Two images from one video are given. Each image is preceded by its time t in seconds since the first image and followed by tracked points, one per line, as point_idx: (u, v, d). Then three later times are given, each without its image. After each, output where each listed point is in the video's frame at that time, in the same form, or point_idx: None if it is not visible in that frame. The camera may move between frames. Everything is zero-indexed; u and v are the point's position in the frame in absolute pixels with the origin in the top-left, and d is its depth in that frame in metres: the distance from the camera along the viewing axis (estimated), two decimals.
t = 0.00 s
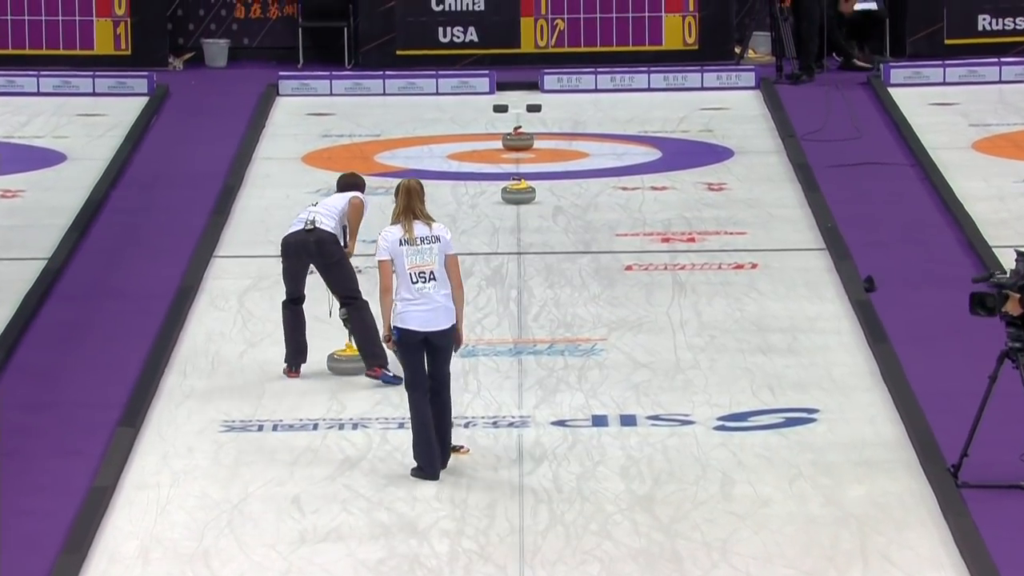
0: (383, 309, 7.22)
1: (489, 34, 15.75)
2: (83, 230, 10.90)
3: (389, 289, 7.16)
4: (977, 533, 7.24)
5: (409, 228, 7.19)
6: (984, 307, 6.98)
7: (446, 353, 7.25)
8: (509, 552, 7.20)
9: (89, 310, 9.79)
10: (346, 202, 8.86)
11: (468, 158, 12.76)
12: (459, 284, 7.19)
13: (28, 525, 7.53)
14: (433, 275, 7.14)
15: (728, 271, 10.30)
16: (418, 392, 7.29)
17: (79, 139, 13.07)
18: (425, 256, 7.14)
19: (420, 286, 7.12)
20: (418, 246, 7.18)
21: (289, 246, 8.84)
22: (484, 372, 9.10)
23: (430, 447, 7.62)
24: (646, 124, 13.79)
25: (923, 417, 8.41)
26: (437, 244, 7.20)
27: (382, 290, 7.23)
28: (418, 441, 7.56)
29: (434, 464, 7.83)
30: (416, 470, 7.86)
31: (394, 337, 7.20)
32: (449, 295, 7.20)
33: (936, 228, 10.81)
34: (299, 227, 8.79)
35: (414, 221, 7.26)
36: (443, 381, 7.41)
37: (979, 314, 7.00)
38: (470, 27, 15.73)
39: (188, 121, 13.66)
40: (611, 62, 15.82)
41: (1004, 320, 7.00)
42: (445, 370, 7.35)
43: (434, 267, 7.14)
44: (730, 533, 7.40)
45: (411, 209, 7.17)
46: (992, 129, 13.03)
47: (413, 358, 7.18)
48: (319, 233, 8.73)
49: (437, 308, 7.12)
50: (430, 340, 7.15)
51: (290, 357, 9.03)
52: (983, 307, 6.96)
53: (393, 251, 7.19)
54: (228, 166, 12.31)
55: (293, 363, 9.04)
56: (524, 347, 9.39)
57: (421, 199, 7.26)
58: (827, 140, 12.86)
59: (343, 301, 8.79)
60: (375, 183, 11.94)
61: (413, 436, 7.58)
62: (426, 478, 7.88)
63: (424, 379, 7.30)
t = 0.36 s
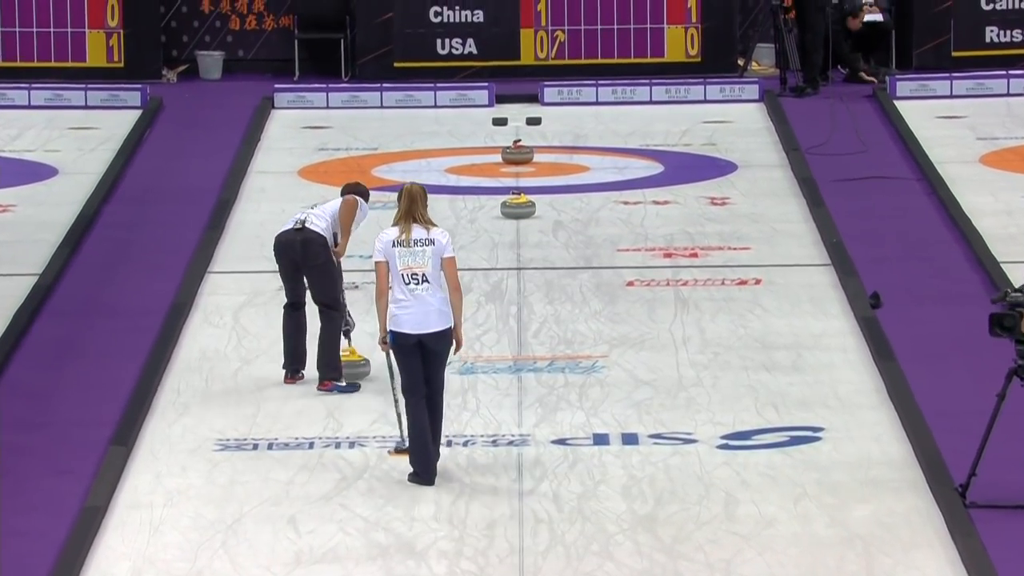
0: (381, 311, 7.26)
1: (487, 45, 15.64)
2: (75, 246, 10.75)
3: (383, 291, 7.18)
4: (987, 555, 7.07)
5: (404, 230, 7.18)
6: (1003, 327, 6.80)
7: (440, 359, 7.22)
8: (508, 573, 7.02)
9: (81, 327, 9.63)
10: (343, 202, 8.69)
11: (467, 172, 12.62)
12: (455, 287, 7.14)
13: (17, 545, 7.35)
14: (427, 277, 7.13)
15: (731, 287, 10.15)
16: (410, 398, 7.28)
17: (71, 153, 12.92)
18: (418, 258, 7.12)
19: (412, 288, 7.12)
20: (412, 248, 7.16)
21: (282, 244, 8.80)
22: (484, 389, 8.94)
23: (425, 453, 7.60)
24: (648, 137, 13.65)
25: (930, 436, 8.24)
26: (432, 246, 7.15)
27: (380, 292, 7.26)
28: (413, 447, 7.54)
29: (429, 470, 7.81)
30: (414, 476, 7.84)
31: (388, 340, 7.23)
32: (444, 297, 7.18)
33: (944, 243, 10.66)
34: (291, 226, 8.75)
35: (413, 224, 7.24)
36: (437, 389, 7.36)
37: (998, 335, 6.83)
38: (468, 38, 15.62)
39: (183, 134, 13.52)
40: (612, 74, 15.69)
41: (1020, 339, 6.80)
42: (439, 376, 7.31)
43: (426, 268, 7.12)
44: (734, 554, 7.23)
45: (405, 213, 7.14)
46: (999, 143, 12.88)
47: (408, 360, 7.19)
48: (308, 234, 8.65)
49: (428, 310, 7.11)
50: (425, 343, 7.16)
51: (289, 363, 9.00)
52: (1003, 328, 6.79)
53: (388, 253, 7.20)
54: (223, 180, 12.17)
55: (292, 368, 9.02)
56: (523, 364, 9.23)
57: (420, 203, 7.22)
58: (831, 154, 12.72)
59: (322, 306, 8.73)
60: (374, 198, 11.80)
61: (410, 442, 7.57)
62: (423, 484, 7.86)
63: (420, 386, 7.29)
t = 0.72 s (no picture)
0: (379, 313, 7.34)
1: (485, 56, 15.52)
2: (66, 261, 10.60)
3: (383, 292, 7.29)
4: None
5: (403, 232, 7.28)
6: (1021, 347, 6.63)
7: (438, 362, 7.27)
8: None
9: (73, 344, 9.48)
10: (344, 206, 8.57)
11: (465, 186, 12.48)
12: (455, 288, 7.21)
13: (7, 565, 7.18)
14: (426, 277, 7.21)
15: (734, 303, 10.00)
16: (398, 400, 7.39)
17: (62, 167, 12.77)
18: (418, 259, 7.21)
19: (411, 288, 7.20)
20: (411, 249, 7.25)
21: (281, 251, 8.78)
22: (482, 408, 8.78)
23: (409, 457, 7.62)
24: (649, 152, 13.51)
25: (936, 455, 8.09)
26: (432, 247, 7.26)
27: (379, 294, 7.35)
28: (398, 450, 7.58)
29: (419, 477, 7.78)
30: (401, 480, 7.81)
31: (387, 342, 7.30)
32: (442, 298, 7.27)
33: (951, 259, 10.51)
34: (290, 230, 8.73)
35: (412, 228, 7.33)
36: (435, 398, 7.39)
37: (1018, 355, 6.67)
38: (467, 50, 15.51)
39: (176, 148, 13.39)
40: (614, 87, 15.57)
41: None
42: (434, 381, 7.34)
43: (426, 269, 7.21)
44: None
45: (405, 215, 7.23)
46: (1006, 157, 12.74)
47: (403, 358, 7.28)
48: (307, 236, 8.60)
49: (425, 310, 7.19)
50: (421, 343, 7.23)
51: (295, 371, 9.01)
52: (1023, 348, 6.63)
53: (388, 255, 7.29)
54: (217, 195, 12.03)
55: (298, 375, 9.00)
56: (523, 382, 9.07)
57: (420, 206, 7.31)
58: (835, 168, 12.58)
59: (323, 308, 8.70)
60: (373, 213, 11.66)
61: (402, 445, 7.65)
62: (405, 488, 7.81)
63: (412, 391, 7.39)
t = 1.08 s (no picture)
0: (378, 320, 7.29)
1: (483, 68, 15.40)
2: (57, 277, 10.45)
3: (383, 298, 7.26)
4: None
5: (405, 239, 7.27)
6: None
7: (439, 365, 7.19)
8: None
9: (65, 361, 9.32)
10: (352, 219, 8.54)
11: (463, 201, 12.32)
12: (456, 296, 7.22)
13: None
14: (428, 284, 7.21)
15: (738, 319, 9.85)
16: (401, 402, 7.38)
17: (54, 181, 12.62)
18: (420, 266, 7.21)
19: (413, 295, 7.19)
20: (414, 256, 7.25)
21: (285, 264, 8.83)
22: (481, 427, 8.61)
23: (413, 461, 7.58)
24: (651, 165, 13.37)
25: (944, 475, 7.92)
26: (433, 254, 7.27)
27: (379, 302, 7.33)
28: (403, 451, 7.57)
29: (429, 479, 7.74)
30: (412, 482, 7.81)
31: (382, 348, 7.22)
32: (443, 306, 7.26)
33: (959, 275, 10.36)
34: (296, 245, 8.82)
35: (413, 234, 7.33)
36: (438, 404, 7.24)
37: None
38: (465, 62, 15.39)
39: (171, 162, 13.25)
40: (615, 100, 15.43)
41: None
42: (437, 387, 7.21)
43: (429, 276, 7.21)
44: None
45: (407, 222, 7.25)
46: (1014, 171, 12.59)
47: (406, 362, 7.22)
48: (310, 249, 8.68)
49: (425, 317, 7.16)
50: (420, 349, 7.17)
51: (289, 381, 8.94)
52: None
53: (389, 262, 7.28)
54: (211, 209, 11.89)
55: (292, 386, 8.92)
56: (522, 400, 8.90)
57: (421, 213, 7.34)
58: (841, 182, 12.44)
59: (320, 320, 8.71)
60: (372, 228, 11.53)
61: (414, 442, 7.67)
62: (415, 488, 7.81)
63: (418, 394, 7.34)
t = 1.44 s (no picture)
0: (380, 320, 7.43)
1: (483, 78, 15.28)
2: (50, 290, 10.30)
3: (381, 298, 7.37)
4: None
5: (400, 238, 7.37)
6: None
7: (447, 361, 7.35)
8: None
9: (57, 376, 9.17)
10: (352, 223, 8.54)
11: (463, 213, 12.18)
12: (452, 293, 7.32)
13: None
14: (424, 283, 7.30)
15: (742, 334, 9.70)
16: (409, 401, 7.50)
17: (46, 194, 12.47)
18: (416, 266, 7.31)
19: (410, 294, 7.30)
20: (409, 255, 7.35)
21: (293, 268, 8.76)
22: (481, 442, 8.45)
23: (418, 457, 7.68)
24: (653, 177, 13.24)
25: (953, 493, 7.77)
26: (429, 252, 7.36)
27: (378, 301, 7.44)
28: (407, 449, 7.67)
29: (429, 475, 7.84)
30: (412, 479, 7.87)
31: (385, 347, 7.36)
32: (441, 304, 7.36)
33: (968, 289, 10.22)
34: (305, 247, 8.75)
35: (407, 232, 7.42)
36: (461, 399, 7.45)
37: None
38: (464, 72, 15.28)
39: (166, 173, 13.13)
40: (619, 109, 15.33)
41: None
42: (458, 382, 7.40)
43: (424, 275, 7.31)
44: None
45: (401, 222, 7.34)
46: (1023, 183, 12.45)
47: (410, 364, 7.36)
48: (319, 251, 8.61)
49: (423, 317, 7.28)
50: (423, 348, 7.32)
51: (296, 383, 8.80)
52: None
53: (386, 261, 7.39)
54: (206, 221, 11.76)
55: (299, 388, 8.79)
56: (523, 415, 8.75)
57: (417, 212, 7.41)
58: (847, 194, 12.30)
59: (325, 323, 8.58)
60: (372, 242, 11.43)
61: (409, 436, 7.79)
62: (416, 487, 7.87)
63: (424, 390, 7.51)
